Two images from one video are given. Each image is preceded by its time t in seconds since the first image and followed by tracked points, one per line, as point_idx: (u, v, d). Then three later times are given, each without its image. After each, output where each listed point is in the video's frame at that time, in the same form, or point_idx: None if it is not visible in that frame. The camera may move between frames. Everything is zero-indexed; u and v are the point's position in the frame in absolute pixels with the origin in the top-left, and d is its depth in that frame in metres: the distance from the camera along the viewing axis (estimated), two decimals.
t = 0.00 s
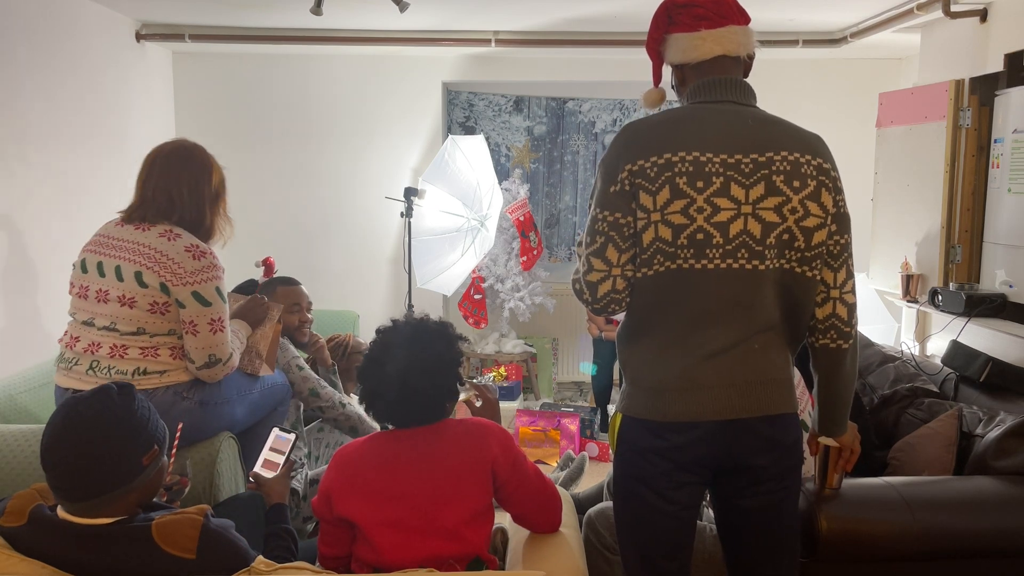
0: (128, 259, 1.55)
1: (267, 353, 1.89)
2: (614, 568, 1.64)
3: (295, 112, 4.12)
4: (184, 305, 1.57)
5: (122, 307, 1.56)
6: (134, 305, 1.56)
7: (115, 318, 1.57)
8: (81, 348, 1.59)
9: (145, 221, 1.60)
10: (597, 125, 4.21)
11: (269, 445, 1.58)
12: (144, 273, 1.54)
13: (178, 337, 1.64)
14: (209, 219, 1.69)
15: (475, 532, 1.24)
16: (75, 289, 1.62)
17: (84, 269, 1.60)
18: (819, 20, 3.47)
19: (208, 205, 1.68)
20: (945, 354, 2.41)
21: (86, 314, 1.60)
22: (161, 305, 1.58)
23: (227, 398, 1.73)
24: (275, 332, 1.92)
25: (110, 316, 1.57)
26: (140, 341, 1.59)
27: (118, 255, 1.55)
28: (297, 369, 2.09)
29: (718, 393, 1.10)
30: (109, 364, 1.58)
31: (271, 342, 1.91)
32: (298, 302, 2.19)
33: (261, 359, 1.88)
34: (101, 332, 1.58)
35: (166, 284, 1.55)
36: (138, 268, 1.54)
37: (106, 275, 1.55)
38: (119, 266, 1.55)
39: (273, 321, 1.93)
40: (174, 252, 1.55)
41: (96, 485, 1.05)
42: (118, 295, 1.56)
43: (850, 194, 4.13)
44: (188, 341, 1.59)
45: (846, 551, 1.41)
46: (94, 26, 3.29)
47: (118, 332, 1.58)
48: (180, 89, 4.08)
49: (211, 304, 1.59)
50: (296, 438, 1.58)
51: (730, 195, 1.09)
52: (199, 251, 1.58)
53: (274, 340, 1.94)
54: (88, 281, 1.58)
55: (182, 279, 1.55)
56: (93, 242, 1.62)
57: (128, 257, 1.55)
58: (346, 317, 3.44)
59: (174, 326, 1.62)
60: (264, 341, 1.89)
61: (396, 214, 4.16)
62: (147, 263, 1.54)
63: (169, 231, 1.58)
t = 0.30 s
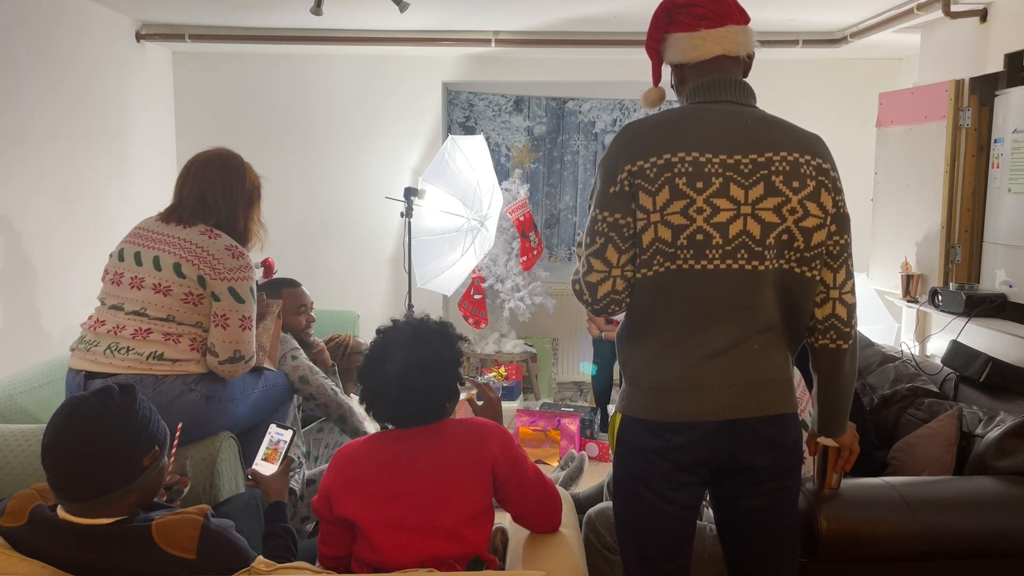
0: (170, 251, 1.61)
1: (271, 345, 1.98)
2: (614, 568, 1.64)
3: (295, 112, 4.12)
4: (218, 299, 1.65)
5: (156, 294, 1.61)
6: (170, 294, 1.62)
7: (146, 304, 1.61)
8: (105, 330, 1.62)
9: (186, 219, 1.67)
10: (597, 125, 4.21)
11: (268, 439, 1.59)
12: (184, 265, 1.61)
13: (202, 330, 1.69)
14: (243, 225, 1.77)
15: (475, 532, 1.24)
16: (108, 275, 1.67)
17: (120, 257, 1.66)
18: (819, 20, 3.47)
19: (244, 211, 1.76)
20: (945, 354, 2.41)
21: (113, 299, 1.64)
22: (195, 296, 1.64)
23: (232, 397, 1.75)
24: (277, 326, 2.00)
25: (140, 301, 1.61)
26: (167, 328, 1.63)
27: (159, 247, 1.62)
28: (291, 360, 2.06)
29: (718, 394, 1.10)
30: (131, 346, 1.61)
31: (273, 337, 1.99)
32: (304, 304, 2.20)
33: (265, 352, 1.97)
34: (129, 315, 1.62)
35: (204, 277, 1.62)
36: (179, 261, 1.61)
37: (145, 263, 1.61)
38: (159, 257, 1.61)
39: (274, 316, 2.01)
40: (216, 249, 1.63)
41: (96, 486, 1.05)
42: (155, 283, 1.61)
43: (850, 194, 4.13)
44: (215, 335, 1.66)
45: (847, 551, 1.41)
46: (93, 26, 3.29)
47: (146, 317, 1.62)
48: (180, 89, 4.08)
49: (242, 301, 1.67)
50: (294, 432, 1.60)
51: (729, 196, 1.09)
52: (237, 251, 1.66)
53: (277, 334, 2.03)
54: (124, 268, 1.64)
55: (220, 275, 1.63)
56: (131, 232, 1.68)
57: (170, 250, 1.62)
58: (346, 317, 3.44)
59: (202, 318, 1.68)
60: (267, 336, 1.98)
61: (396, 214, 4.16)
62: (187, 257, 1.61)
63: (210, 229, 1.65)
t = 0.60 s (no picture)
0: (174, 247, 1.64)
1: (276, 344, 1.97)
2: (614, 568, 1.64)
3: (295, 112, 4.12)
4: (221, 290, 1.65)
5: (161, 287, 1.64)
6: (174, 286, 1.64)
7: (152, 297, 1.64)
8: (112, 323, 1.65)
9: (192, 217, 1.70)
10: (597, 125, 4.21)
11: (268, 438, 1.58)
12: (188, 258, 1.63)
13: (207, 325, 1.69)
14: (247, 224, 1.79)
15: (475, 532, 1.23)
16: (118, 274, 1.70)
17: (129, 258, 1.70)
18: (818, 20, 3.47)
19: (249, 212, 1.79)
20: (945, 354, 2.41)
21: (122, 295, 1.68)
22: (199, 289, 1.65)
23: (233, 394, 1.74)
24: (284, 326, 2.00)
25: (147, 295, 1.64)
26: (172, 320, 1.65)
27: (164, 243, 1.65)
28: (295, 364, 2.00)
29: (718, 393, 1.10)
30: (135, 338, 1.63)
31: (280, 337, 1.99)
32: (310, 305, 2.20)
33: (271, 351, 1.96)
34: (136, 308, 1.64)
35: (207, 269, 1.64)
36: (183, 254, 1.63)
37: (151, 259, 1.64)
38: (164, 252, 1.64)
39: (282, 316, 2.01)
40: (218, 243, 1.65)
41: (95, 486, 1.05)
42: (160, 277, 1.64)
43: (850, 194, 4.13)
44: (218, 326, 1.66)
45: (847, 551, 1.41)
46: (94, 26, 3.29)
47: (152, 310, 1.64)
48: (180, 89, 4.08)
49: (246, 294, 1.67)
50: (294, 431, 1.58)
51: (729, 196, 1.09)
52: (241, 245, 1.68)
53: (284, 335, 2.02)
54: (132, 266, 1.67)
55: (223, 266, 1.64)
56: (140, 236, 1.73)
57: (175, 245, 1.65)
58: (346, 317, 3.44)
59: (207, 312, 1.68)
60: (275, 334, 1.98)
61: (396, 214, 4.16)
62: (191, 250, 1.63)
63: (214, 226, 1.68)
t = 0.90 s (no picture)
0: (148, 247, 1.63)
1: (269, 340, 1.98)
2: (614, 569, 1.64)
3: (295, 113, 4.12)
4: (197, 288, 1.64)
5: (139, 290, 1.63)
6: (151, 287, 1.63)
7: (132, 300, 1.63)
8: (95, 329, 1.64)
9: (164, 217, 1.69)
10: (597, 125, 4.21)
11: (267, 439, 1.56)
12: (162, 259, 1.62)
13: (189, 323, 1.69)
14: (220, 217, 1.77)
15: (475, 532, 1.23)
16: (97, 280, 1.69)
17: (105, 264, 1.69)
18: (819, 20, 3.47)
19: (221, 204, 1.76)
20: (945, 354, 2.41)
21: (103, 301, 1.66)
22: (177, 288, 1.65)
23: (227, 391, 1.74)
24: (275, 322, 2.00)
25: (126, 299, 1.63)
26: (154, 322, 1.64)
27: (138, 246, 1.64)
28: (296, 365, 2.01)
29: (718, 393, 1.10)
30: (120, 342, 1.62)
31: (272, 332, 1.99)
32: (311, 306, 2.19)
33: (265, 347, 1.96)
34: (116, 313, 1.63)
35: (182, 268, 1.63)
36: (156, 255, 1.62)
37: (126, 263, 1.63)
38: (139, 255, 1.63)
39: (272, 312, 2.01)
40: (191, 240, 1.64)
41: (96, 486, 1.05)
42: (137, 280, 1.63)
43: (850, 194, 4.13)
44: (198, 323, 1.65)
45: (847, 551, 1.41)
46: (93, 25, 3.29)
47: (134, 313, 1.64)
48: (180, 88, 4.08)
49: (223, 288, 1.66)
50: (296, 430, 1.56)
51: (729, 195, 1.09)
52: (213, 240, 1.67)
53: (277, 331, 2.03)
54: (108, 272, 1.66)
55: (197, 263, 1.63)
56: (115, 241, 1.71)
57: (148, 247, 1.64)
58: (346, 318, 3.44)
59: (188, 311, 1.68)
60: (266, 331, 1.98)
61: (396, 214, 4.16)
62: (164, 250, 1.62)
63: (185, 223, 1.67)
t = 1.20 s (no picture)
0: (121, 250, 1.59)
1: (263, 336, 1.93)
2: (614, 568, 1.64)
3: (294, 113, 4.12)
4: (179, 286, 1.61)
5: (121, 295, 1.60)
6: (133, 290, 1.60)
7: (115, 306, 1.60)
8: (84, 337, 1.63)
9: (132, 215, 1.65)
10: (597, 125, 4.22)
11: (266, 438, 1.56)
12: (139, 260, 1.58)
13: (176, 321, 1.66)
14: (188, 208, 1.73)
15: (475, 532, 1.23)
16: (74, 289, 1.66)
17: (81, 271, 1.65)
18: (819, 20, 3.47)
19: (183, 195, 1.72)
20: (945, 354, 2.41)
21: (86, 309, 1.64)
22: (158, 288, 1.61)
23: (225, 390, 1.75)
24: (265, 317, 1.95)
25: (109, 305, 1.60)
26: (142, 324, 1.62)
27: (110, 249, 1.60)
28: (295, 365, 2.00)
29: (718, 393, 1.10)
30: (111, 348, 1.60)
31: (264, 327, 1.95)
32: (311, 306, 2.19)
33: (259, 342, 1.92)
34: (102, 319, 1.61)
35: (160, 266, 1.59)
36: (131, 256, 1.58)
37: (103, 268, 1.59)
38: (114, 258, 1.59)
39: (261, 307, 1.95)
40: (164, 237, 1.60)
41: (97, 486, 1.05)
42: (116, 285, 1.60)
43: (850, 194, 4.13)
44: (186, 320, 1.63)
45: (847, 550, 1.41)
46: (93, 26, 3.29)
47: (120, 318, 1.61)
48: (180, 88, 4.08)
49: (204, 282, 1.62)
50: (296, 429, 1.56)
51: (728, 195, 1.09)
52: (186, 234, 1.62)
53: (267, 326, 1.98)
54: (86, 279, 1.63)
55: (175, 260, 1.59)
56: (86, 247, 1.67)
57: (121, 249, 1.60)
58: (346, 318, 3.44)
59: (173, 309, 1.65)
60: (259, 326, 1.93)
61: (396, 214, 4.16)
62: (138, 250, 1.58)
63: (155, 220, 1.62)
